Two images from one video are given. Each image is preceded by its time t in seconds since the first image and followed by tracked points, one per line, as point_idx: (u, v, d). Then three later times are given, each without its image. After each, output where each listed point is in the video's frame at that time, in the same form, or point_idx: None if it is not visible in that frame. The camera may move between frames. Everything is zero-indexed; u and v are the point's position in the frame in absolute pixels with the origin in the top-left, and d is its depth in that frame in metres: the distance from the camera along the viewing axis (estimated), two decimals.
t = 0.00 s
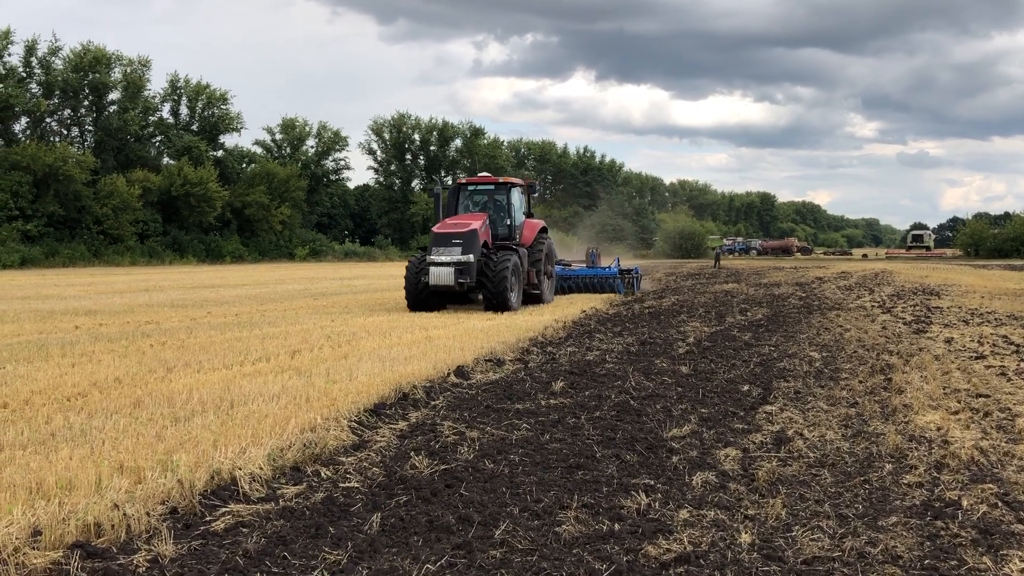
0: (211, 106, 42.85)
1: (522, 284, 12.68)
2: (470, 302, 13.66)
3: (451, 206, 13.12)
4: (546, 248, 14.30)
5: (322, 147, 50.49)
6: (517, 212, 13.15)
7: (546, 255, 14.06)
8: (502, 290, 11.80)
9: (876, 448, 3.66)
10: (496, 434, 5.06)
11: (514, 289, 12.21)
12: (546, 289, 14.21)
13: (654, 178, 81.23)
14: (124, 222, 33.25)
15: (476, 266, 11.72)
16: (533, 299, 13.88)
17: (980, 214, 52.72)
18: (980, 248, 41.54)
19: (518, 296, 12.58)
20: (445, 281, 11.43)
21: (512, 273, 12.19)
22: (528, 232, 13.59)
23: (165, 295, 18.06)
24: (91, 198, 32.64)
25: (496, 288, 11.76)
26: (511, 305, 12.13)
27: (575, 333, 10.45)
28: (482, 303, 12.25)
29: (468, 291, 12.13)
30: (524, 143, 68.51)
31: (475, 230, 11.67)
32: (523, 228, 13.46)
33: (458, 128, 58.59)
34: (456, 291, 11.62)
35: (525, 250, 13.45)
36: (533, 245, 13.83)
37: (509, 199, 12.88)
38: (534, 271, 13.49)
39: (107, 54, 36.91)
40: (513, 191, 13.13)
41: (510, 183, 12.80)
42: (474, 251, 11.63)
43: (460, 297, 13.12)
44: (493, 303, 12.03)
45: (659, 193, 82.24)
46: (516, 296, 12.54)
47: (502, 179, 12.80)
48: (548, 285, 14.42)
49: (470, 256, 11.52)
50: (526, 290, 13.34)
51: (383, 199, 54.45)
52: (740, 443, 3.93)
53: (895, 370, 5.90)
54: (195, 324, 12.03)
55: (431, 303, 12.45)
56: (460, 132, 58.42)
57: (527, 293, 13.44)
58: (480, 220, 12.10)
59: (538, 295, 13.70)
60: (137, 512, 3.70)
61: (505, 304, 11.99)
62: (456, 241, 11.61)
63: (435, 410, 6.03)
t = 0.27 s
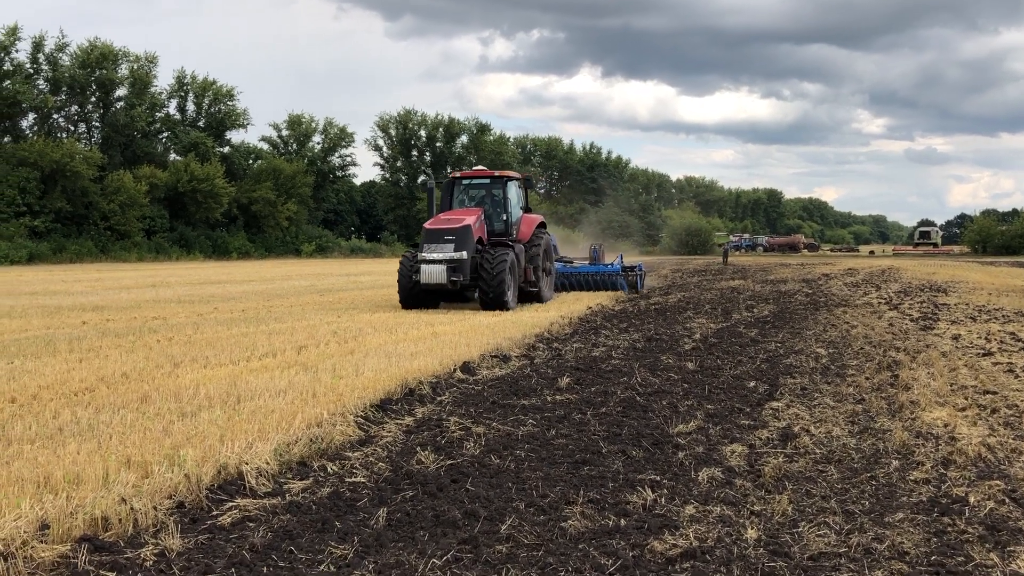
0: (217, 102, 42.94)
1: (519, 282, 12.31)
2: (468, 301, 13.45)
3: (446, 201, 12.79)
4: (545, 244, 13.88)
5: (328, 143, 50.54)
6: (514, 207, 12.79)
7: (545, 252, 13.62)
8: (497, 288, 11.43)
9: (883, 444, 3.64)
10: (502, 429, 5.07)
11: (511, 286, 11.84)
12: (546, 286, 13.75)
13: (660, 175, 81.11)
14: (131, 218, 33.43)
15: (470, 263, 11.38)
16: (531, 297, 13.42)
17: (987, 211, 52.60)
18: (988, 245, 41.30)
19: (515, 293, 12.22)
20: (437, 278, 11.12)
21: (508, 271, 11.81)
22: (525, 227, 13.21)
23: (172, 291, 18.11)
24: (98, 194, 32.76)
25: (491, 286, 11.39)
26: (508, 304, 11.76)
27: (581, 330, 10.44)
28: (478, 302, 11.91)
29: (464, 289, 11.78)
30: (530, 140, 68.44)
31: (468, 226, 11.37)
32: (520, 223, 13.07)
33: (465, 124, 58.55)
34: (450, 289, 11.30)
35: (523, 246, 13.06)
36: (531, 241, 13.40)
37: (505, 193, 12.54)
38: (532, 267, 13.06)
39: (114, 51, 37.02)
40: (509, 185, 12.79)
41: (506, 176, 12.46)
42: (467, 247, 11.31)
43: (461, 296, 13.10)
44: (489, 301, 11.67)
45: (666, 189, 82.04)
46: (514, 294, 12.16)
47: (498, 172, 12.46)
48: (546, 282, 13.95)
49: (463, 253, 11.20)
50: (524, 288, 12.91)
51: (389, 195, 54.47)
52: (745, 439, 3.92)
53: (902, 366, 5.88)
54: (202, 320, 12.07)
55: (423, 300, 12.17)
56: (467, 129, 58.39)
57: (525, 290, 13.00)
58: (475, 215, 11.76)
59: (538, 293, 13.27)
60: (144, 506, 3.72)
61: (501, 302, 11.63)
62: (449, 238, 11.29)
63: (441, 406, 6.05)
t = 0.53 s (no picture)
0: (224, 98, 43.04)
1: (518, 280, 12.01)
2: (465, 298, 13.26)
3: (441, 195, 12.40)
4: (544, 240, 13.51)
5: (335, 139, 50.59)
6: (511, 201, 12.40)
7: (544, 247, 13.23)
8: (495, 286, 11.14)
9: (891, 439, 3.62)
10: (509, 425, 5.08)
11: (509, 285, 11.57)
12: (545, 284, 13.37)
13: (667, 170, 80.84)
14: (137, 214, 33.56)
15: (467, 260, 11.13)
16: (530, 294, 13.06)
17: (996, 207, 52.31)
18: (996, 241, 41.05)
19: (515, 293, 11.91)
20: (433, 276, 10.87)
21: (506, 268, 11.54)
22: (523, 223, 12.80)
23: (179, 286, 18.18)
24: (105, 189, 32.89)
25: (489, 284, 11.10)
26: (506, 302, 11.48)
27: (588, 325, 10.44)
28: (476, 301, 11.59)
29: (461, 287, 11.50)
30: (536, 135, 68.34)
31: (465, 221, 11.10)
32: (518, 218, 12.68)
33: (471, 120, 58.50)
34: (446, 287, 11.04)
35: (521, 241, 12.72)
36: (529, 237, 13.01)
37: (502, 187, 12.15)
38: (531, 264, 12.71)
39: (121, 47, 37.13)
40: (506, 178, 12.39)
41: (503, 169, 12.08)
42: (464, 244, 11.05)
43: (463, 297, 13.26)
44: (487, 300, 11.38)
45: (672, 185, 81.82)
46: (512, 293, 11.86)
47: (494, 165, 12.08)
48: (546, 280, 13.57)
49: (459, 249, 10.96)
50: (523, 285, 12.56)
51: (395, 191, 54.49)
52: (753, 435, 3.92)
53: (910, 361, 5.87)
54: (209, 316, 12.12)
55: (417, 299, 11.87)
56: (473, 124, 58.34)
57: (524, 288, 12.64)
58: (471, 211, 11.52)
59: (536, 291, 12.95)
60: (153, 501, 3.74)
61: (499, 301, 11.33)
62: (445, 234, 11.06)
63: (448, 401, 6.07)
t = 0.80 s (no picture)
0: (231, 98, 43.21)
1: (517, 281, 11.66)
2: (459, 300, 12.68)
3: (437, 192, 12.04)
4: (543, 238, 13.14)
5: (342, 138, 50.72)
6: (510, 198, 12.06)
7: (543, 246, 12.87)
8: (495, 287, 10.78)
9: (902, 436, 3.59)
10: (520, 422, 5.11)
11: (508, 286, 11.22)
12: (545, 284, 13.03)
13: (674, 168, 80.66)
14: (145, 213, 33.71)
15: (466, 260, 10.73)
16: (530, 295, 12.71)
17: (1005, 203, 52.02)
18: (1005, 237, 40.79)
19: (514, 294, 11.56)
20: (432, 276, 10.46)
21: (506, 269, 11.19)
22: (523, 220, 12.45)
23: (187, 286, 18.26)
24: (113, 190, 33.09)
25: (488, 285, 10.74)
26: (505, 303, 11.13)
27: (596, 323, 10.45)
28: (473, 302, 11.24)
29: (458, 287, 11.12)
30: (543, 134, 68.30)
31: (464, 218, 10.71)
32: (517, 216, 12.32)
33: (477, 118, 58.52)
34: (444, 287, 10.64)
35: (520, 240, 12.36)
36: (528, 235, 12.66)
37: (501, 182, 11.81)
38: (531, 263, 12.36)
39: (129, 47, 37.34)
40: (505, 174, 12.06)
41: (501, 164, 11.74)
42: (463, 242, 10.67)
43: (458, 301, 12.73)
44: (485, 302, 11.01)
45: (679, 183, 81.66)
46: (511, 294, 11.51)
47: (492, 160, 11.76)
48: (546, 280, 13.22)
49: (459, 248, 10.55)
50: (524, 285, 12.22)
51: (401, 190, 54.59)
52: (764, 432, 3.92)
53: (920, 358, 5.86)
54: (218, 315, 12.17)
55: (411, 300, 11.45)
56: (480, 123, 58.36)
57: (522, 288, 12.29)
58: (471, 208, 11.12)
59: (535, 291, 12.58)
60: (166, 498, 3.77)
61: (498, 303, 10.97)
62: (443, 232, 10.64)
63: (458, 399, 6.10)
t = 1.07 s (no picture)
0: (241, 103, 43.48)
1: (516, 286, 11.23)
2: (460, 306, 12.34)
3: (434, 193, 11.56)
4: (545, 241, 12.68)
5: (352, 142, 50.92)
6: (510, 200, 11.60)
7: (545, 250, 12.44)
8: (491, 292, 10.34)
9: (914, 436, 3.57)
10: (532, 424, 5.13)
11: (506, 290, 10.78)
12: (546, 288, 12.60)
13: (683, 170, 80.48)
14: (156, 219, 33.92)
15: (462, 263, 10.29)
16: (530, 300, 12.28)
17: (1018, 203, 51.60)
18: (1018, 237, 40.43)
19: (512, 299, 11.11)
20: (426, 279, 10.00)
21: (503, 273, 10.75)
22: (523, 223, 12.00)
23: (199, 291, 18.38)
24: (125, 196, 33.33)
25: (484, 289, 10.30)
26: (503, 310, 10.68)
27: (607, 325, 10.45)
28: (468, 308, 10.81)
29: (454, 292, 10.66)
30: (553, 137, 68.29)
31: (460, 219, 10.26)
32: (517, 218, 11.86)
33: (487, 122, 58.59)
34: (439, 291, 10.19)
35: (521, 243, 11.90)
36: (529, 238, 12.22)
37: (500, 183, 11.35)
38: (531, 267, 11.93)
39: (140, 54, 37.64)
40: (504, 175, 11.60)
41: (500, 165, 11.25)
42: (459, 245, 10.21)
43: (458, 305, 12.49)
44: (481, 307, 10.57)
45: (689, 185, 81.44)
46: (509, 299, 11.07)
47: (491, 161, 11.30)
48: (548, 284, 12.78)
49: (455, 251, 10.11)
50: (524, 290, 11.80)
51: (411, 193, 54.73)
52: (776, 432, 3.92)
53: (933, 358, 5.83)
54: (229, 319, 12.24)
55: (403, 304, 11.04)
56: (489, 126, 58.43)
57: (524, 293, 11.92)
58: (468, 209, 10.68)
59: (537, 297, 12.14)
60: (182, 500, 3.82)
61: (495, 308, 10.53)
62: (438, 233, 10.20)
63: (470, 401, 6.13)
